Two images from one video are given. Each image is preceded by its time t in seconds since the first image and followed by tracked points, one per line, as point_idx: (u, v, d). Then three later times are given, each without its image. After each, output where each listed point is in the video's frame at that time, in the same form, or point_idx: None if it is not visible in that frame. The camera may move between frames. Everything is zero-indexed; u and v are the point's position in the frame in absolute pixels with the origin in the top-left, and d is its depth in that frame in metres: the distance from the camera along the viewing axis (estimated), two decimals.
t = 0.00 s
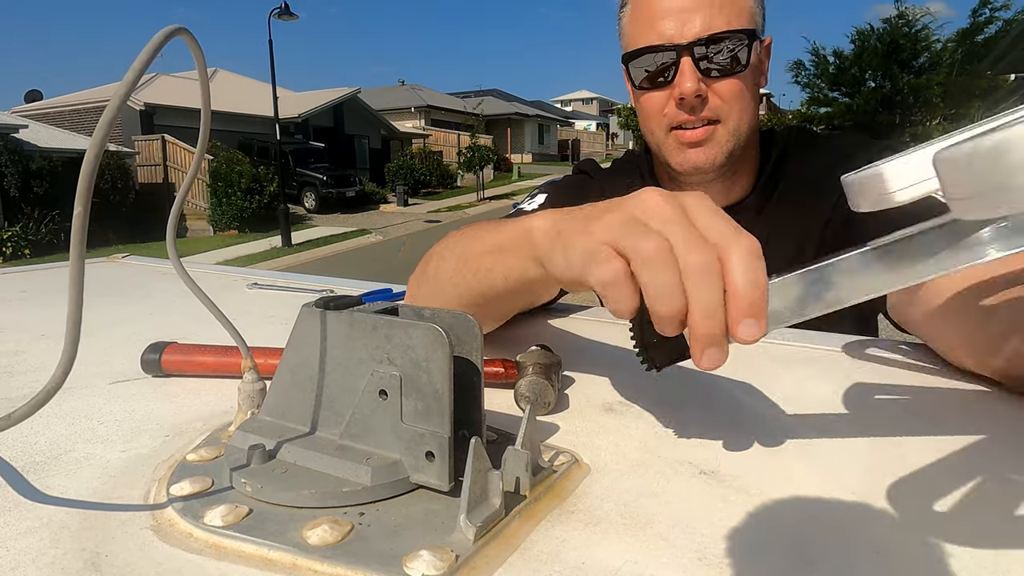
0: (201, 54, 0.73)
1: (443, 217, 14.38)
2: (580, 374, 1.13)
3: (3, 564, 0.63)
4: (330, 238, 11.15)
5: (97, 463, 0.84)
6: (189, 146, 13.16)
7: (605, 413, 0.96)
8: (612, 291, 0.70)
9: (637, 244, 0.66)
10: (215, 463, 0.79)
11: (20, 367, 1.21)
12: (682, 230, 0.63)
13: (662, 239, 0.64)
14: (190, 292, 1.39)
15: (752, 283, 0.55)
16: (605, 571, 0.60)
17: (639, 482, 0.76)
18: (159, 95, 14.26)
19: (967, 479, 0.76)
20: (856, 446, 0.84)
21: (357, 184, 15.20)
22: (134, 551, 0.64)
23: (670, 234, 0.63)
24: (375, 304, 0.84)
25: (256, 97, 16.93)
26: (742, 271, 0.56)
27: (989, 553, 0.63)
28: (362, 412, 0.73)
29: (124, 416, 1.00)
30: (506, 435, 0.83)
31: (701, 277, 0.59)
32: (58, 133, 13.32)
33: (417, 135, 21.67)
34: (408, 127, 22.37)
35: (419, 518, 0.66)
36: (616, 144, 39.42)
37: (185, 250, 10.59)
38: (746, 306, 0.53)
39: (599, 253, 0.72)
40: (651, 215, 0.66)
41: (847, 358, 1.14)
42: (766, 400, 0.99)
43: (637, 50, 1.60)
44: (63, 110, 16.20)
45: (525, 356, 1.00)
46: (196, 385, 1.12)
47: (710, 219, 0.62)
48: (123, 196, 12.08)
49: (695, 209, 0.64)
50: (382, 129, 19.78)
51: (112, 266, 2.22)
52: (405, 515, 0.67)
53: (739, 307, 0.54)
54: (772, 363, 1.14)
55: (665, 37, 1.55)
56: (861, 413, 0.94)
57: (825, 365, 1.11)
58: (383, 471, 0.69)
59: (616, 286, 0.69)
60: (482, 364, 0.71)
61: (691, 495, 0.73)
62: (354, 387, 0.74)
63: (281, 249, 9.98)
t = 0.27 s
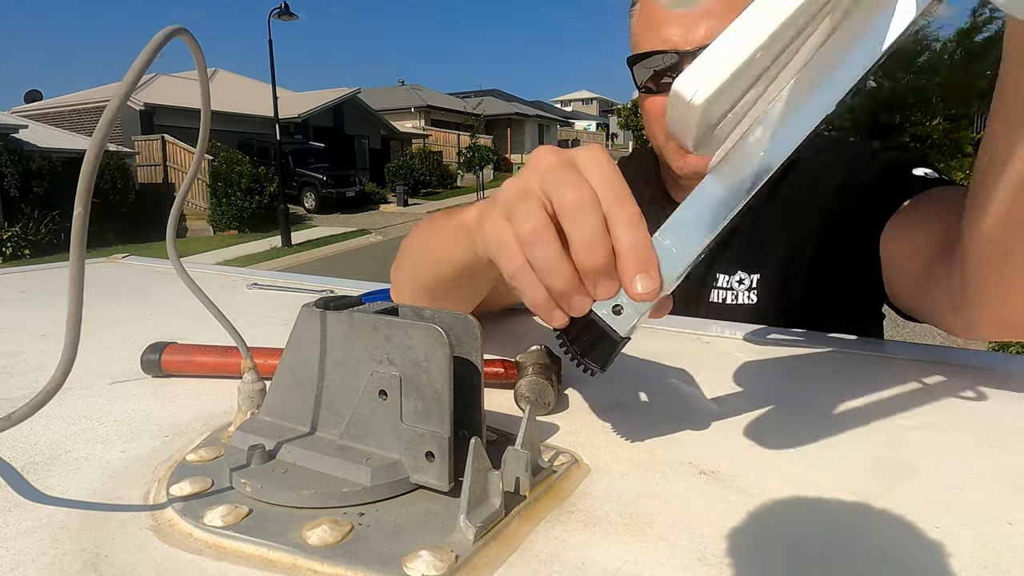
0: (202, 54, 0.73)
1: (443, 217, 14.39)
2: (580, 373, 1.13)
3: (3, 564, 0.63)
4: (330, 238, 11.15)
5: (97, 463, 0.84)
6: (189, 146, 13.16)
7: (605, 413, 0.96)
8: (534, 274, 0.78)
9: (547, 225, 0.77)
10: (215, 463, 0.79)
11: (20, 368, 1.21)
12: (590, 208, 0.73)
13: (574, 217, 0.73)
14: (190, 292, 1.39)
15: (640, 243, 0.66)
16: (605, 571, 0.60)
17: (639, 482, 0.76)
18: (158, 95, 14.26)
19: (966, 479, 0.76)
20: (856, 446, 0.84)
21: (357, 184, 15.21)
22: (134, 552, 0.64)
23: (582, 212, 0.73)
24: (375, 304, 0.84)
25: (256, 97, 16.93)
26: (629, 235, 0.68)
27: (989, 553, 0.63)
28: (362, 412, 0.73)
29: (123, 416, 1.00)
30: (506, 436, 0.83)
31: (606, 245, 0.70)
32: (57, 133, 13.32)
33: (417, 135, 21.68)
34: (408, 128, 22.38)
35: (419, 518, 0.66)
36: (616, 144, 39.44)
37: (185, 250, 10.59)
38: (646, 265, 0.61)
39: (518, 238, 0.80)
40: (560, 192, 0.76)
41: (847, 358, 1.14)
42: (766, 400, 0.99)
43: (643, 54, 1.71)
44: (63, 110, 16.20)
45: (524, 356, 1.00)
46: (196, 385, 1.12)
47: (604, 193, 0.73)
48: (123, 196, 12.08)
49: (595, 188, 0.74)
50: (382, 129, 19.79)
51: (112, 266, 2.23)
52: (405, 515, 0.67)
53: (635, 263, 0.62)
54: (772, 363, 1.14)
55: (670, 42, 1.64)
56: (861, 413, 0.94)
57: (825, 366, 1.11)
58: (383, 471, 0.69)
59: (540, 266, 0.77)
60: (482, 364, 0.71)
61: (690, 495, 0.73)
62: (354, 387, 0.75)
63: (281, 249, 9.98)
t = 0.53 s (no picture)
0: (202, 54, 0.73)
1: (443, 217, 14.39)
2: (580, 372, 1.13)
3: (4, 564, 0.63)
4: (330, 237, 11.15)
5: (98, 463, 0.84)
6: (189, 146, 13.16)
7: (605, 412, 0.96)
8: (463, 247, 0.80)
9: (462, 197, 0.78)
10: (215, 463, 0.79)
11: (20, 368, 1.21)
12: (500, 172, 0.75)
13: (485, 184, 0.75)
14: (190, 292, 1.38)
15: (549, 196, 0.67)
16: (605, 571, 0.60)
17: (639, 482, 0.76)
18: (159, 95, 14.26)
19: (966, 479, 0.76)
20: (856, 446, 0.84)
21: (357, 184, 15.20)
22: (134, 551, 0.64)
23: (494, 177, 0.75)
24: (375, 304, 0.84)
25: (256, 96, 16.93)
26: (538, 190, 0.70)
27: (989, 553, 0.63)
28: (362, 412, 0.73)
29: (124, 416, 1.00)
30: (507, 435, 0.83)
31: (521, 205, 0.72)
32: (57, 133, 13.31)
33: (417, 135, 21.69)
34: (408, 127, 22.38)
35: (419, 518, 0.66)
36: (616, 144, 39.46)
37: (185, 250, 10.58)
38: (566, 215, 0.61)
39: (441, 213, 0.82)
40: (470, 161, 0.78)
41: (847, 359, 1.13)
42: (766, 399, 0.99)
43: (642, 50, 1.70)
44: (63, 110, 16.20)
45: (524, 356, 1.00)
46: (196, 385, 1.12)
47: (509, 153, 0.75)
48: (123, 196, 12.07)
49: (501, 151, 0.76)
50: (382, 129, 19.79)
51: (112, 266, 2.23)
52: (406, 515, 0.67)
53: (549, 218, 0.63)
54: (773, 364, 1.14)
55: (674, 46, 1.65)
56: (862, 413, 0.94)
57: (825, 368, 1.10)
58: (383, 471, 0.69)
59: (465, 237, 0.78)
60: (482, 364, 0.71)
61: (691, 495, 0.73)
62: (354, 386, 0.75)
63: (281, 249, 9.98)
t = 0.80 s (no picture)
0: (202, 54, 0.73)
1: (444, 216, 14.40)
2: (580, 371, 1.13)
3: (4, 564, 0.63)
4: (330, 237, 11.14)
5: (98, 462, 0.84)
6: (189, 146, 13.16)
7: (605, 412, 0.96)
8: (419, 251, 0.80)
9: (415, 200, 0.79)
10: (215, 463, 0.79)
11: (21, 367, 1.21)
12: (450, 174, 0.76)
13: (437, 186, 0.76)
14: (190, 292, 1.39)
15: (495, 191, 0.67)
16: (605, 570, 0.60)
17: (639, 482, 0.76)
18: (159, 95, 14.26)
19: (966, 479, 0.75)
20: (855, 446, 0.84)
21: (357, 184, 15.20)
22: (134, 551, 0.64)
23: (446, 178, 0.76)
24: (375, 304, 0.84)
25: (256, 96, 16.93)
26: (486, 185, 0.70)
27: (989, 553, 0.62)
28: (362, 412, 0.73)
29: (124, 415, 1.00)
30: (507, 435, 0.83)
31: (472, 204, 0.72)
32: (57, 133, 13.32)
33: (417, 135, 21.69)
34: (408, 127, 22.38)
35: (420, 518, 0.66)
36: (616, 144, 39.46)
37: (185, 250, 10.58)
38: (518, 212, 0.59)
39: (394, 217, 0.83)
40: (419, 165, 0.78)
41: (848, 360, 1.13)
42: (766, 399, 0.99)
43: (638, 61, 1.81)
44: (63, 110, 16.20)
45: (524, 355, 1.00)
46: (197, 385, 1.12)
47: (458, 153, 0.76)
48: (123, 196, 12.07)
49: (450, 151, 0.77)
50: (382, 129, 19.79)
51: (112, 266, 2.22)
52: (406, 515, 0.67)
53: (496, 214, 0.63)
54: (773, 364, 1.14)
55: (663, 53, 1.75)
56: (862, 412, 0.94)
57: (825, 368, 1.10)
58: (383, 471, 0.69)
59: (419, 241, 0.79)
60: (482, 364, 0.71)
61: (691, 494, 0.73)
62: (353, 386, 0.75)
63: (281, 249, 9.97)
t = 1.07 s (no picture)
0: (202, 54, 0.73)
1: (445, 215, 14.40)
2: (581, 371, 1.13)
3: (4, 564, 0.63)
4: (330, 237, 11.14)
5: (98, 462, 0.84)
6: (189, 146, 13.16)
7: (606, 412, 0.96)
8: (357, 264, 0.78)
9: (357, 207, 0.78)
10: (215, 463, 0.79)
11: (21, 367, 1.21)
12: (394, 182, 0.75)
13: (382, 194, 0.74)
14: (191, 292, 1.39)
15: (444, 205, 0.68)
16: (605, 570, 0.60)
17: (640, 482, 0.76)
18: (159, 95, 14.26)
19: (967, 479, 0.75)
20: (856, 446, 0.84)
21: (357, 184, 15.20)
22: (135, 551, 0.64)
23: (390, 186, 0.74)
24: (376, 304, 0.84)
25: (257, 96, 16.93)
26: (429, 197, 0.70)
27: (989, 553, 0.62)
28: (362, 412, 0.73)
29: (124, 415, 1.00)
30: (507, 435, 0.83)
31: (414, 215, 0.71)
32: (58, 132, 13.31)
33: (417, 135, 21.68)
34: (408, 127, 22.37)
35: (420, 518, 0.66)
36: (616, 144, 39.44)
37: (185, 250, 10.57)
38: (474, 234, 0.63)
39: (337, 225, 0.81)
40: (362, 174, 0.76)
41: (848, 360, 1.13)
42: (767, 400, 0.99)
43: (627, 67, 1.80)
44: (64, 110, 16.20)
45: (524, 355, 1.00)
46: (197, 385, 1.12)
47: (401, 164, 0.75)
48: (124, 196, 12.07)
49: (393, 161, 0.76)
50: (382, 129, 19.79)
51: (113, 266, 2.22)
52: (406, 515, 0.67)
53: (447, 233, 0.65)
54: (774, 364, 1.14)
55: (652, 59, 1.74)
56: (863, 412, 0.94)
57: (826, 368, 1.10)
58: (383, 471, 0.69)
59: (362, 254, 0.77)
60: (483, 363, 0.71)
61: (691, 494, 0.73)
62: (353, 386, 0.75)
63: (281, 249, 9.97)
